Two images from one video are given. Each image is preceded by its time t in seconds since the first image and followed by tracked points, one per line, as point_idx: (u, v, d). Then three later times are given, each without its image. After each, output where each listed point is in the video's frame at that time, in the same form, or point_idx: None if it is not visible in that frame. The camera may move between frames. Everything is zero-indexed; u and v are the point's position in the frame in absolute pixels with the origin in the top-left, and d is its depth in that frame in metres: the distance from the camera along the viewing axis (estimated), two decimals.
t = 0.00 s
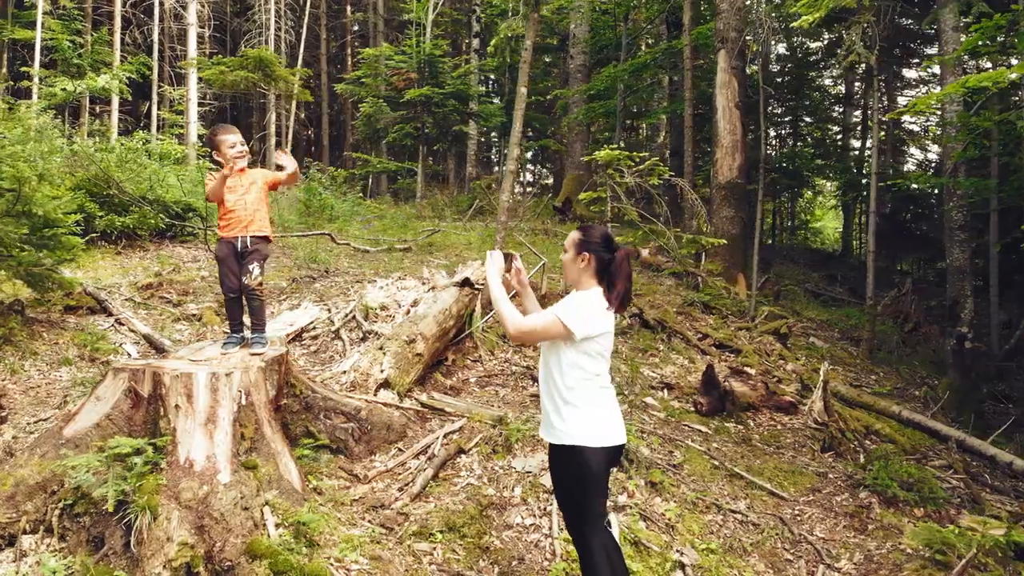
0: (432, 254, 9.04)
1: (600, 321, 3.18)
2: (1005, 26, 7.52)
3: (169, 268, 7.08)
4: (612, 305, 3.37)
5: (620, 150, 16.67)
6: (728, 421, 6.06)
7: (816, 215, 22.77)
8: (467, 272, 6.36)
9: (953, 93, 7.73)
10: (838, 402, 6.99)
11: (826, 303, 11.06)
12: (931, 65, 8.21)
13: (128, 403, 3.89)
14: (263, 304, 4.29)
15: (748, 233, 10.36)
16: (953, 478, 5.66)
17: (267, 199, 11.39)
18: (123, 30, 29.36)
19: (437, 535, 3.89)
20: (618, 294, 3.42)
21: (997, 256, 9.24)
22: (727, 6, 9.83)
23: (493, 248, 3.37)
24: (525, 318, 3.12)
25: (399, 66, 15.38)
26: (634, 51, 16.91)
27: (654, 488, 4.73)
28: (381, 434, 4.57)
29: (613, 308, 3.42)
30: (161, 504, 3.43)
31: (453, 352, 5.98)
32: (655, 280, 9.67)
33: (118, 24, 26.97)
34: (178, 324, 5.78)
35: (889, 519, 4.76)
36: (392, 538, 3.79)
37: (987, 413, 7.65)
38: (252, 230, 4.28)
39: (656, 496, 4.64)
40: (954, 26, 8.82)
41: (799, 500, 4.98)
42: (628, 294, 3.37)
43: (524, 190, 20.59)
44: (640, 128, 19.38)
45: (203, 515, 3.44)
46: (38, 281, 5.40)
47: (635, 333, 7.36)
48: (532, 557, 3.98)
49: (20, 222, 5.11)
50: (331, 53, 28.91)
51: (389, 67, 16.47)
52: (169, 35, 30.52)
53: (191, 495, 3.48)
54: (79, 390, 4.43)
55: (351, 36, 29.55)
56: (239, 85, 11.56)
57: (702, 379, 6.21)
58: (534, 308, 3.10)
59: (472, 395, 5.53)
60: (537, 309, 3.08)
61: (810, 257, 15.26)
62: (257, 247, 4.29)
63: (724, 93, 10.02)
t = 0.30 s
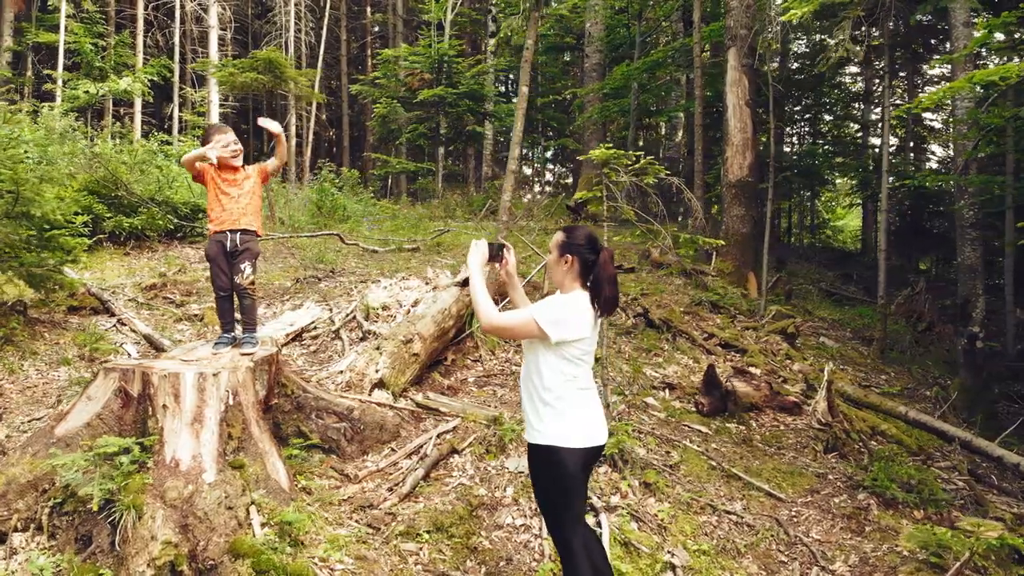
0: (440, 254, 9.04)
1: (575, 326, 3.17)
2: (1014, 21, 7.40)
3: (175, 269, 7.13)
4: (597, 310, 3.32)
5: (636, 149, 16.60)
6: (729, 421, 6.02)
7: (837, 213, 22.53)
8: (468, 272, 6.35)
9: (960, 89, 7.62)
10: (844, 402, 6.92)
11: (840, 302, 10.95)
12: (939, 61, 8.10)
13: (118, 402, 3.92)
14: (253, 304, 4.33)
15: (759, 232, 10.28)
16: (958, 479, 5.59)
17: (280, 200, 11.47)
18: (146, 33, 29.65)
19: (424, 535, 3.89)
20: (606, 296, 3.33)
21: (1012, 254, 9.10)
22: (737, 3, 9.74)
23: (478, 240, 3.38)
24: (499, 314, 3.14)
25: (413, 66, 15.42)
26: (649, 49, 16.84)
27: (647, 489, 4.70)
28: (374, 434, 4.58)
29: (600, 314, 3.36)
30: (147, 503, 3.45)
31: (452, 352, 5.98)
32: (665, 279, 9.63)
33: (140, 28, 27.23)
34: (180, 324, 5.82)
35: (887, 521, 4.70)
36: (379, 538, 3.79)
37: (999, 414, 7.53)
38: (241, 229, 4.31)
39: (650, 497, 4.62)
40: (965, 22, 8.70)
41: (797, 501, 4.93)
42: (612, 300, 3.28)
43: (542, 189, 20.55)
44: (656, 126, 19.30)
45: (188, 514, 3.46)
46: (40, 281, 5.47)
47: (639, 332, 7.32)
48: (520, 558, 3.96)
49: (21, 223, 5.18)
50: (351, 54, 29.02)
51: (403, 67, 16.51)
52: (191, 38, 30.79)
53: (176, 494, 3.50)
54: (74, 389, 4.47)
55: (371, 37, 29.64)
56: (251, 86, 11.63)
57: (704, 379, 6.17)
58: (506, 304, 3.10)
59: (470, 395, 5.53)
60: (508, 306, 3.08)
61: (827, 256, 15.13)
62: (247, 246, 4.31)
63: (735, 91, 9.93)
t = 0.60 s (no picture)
0: (446, 254, 9.05)
1: (559, 329, 3.10)
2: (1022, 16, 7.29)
3: (180, 270, 7.19)
4: (583, 313, 3.22)
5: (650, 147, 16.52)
6: (730, 421, 5.99)
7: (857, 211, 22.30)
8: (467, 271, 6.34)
9: (968, 86, 7.52)
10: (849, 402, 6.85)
11: (853, 301, 10.84)
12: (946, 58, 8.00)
13: (108, 402, 3.97)
14: (247, 304, 4.33)
15: (770, 231, 10.21)
16: (960, 481, 5.52)
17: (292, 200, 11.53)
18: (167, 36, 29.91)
19: (410, 535, 3.90)
20: (592, 298, 3.22)
21: None
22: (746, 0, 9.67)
23: (466, 238, 3.31)
24: (480, 315, 3.08)
25: (426, 66, 15.46)
26: (664, 48, 16.77)
27: (640, 490, 4.68)
28: (366, 434, 4.60)
29: (586, 316, 3.26)
30: (132, 502, 3.47)
31: (450, 352, 5.98)
32: (674, 278, 9.58)
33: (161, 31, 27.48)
34: (180, 325, 5.87)
35: (883, 522, 4.65)
36: (363, 538, 3.81)
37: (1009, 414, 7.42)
38: (235, 227, 4.29)
39: (642, 498, 4.61)
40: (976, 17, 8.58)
41: (792, 502, 4.89)
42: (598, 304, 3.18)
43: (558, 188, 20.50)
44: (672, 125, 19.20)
45: (171, 513, 3.49)
46: (41, 282, 5.54)
47: (643, 332, 7.29)
48: (507, 558, 3.95)
49: (20, 225, 5.25)
50: (371, 54, 29.13)
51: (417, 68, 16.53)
52: (211, 40, 31.01)
53: (161, 493, 3.53)
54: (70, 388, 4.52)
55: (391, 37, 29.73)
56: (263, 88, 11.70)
57: (704, 379, 6.14)
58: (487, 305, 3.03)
59: (467, 395, 5.53)
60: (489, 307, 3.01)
61: (844, 254, 14.98)
62: (241, 246, 4.30)
63: (744, 89, 9.84)
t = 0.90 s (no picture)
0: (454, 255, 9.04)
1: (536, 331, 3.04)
2: None
3: (186, 271, 7.24)
4: (563, 314, 3.14)
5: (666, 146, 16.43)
6: (731, 422, 5.95)
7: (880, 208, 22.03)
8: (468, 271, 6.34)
9: (977, 82, 7.41)
10: (855, 403, 6.77)
11: (868, 301, 10.71)
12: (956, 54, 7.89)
13: (98, 403, 3.99)
14: (238, 304, 4.36)
15: (781, 230, 10.12)
16: (964, 483, 5.44)
17: (305, 201, 11.59)
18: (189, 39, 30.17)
19: (396, 536, 3.89)
20: (573, 301, 3.13)
21: None
22: None
23: (446, 240, 3.25)
24: (456, 316, 3.04)
25: (441, 67, 15.49)
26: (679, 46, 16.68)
27: (633, 492, 4.65)
28: (359, 435, 4.61)
29: (568, 319, 3.18)
30: (117, 502, 3.50)
31: (449, 353, 5.97)
32: (685, 279, 9.51)
33: (182, 34, 27.71)
34: (182, 326, 5.91)
35: (880, 525, 4.59)
36: (349, 539, 3.81)
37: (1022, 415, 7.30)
38: (223, 230, 4.33)
39: (635, 500, 4.58)
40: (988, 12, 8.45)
41: (790, 505, 4.84)
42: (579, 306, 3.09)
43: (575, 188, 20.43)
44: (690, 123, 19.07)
45: (155, 513, 3.50)
46: (42, 283, 5.61)
47: (647, 333, 7.25)
48: (494, 559, 3.94)
49: (20, 227, 5.32)
50: (389, 54, 29.20)
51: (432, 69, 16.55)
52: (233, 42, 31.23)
53: (146, 493, 3.54)
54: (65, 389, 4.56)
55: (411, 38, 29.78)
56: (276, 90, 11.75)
57: (706, 379, 6.08)
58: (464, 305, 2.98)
59: (463, 396, 5.51)
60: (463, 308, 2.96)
61: (862, 253, 14.82)
62: (227, 248, 4.33)
63: (755, 87, 9.76)
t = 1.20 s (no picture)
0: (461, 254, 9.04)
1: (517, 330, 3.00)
2: None
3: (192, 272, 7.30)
4: (544, 312, 3.11)
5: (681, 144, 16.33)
6: (732, 422, 5.90)
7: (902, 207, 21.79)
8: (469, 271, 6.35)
9: (987, 78, 7.30)
10: (862, 403, 6.69)
11: (883, 300, 10.59)
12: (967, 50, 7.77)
13: (91, 401, 4.03)
14: (232, 303, 4.37)
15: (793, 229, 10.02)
16: (968, 485, 5.36)
17: (317, 202, 11.63)
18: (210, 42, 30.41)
19: (384, 535, 3.89)
20: (553, 298, 3.10)
21: None
22: None
23: (427, 240, 3.23)
24: (435, 316, 3.02)
25: (454, 67, 15.49)
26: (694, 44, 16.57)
27: (627, 492, 4.62)
28: (352, 434, 4.61)
29: (550, 318, 3.15)
30: (104, 500, 3.51)
31: (450, 353, 5.97)
32: (694, 278, 9.45)
33: (203, 37, 27.95)
34: (183, 326, 5.95)
35: (878, 526, 4.53)
36: (337, 538, 3.81)
37: None
38: (217, 229, 4.32)
39: (629, 500, 4.55)
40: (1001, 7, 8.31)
41: (787, 506, 4.79)
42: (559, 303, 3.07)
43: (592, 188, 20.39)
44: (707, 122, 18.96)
45: (142, 512, 3.51)
46: (45, 283, 5.69)
47: (652, 332, 7.20)
48: (483, 559, 3.93)
49: (21, 228, 5.38)
50: (407, 55, 29.28)
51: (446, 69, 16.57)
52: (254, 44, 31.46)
53: (133, 491, 3.56)
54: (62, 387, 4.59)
55: (430, 38, 29.83)
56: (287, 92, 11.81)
57: (707, 379, 6.03)
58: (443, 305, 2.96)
59: (461, 396, 5.51)
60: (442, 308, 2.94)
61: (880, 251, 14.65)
62: (222, 248, 4.34)
63: (766, 84, 9.65)
